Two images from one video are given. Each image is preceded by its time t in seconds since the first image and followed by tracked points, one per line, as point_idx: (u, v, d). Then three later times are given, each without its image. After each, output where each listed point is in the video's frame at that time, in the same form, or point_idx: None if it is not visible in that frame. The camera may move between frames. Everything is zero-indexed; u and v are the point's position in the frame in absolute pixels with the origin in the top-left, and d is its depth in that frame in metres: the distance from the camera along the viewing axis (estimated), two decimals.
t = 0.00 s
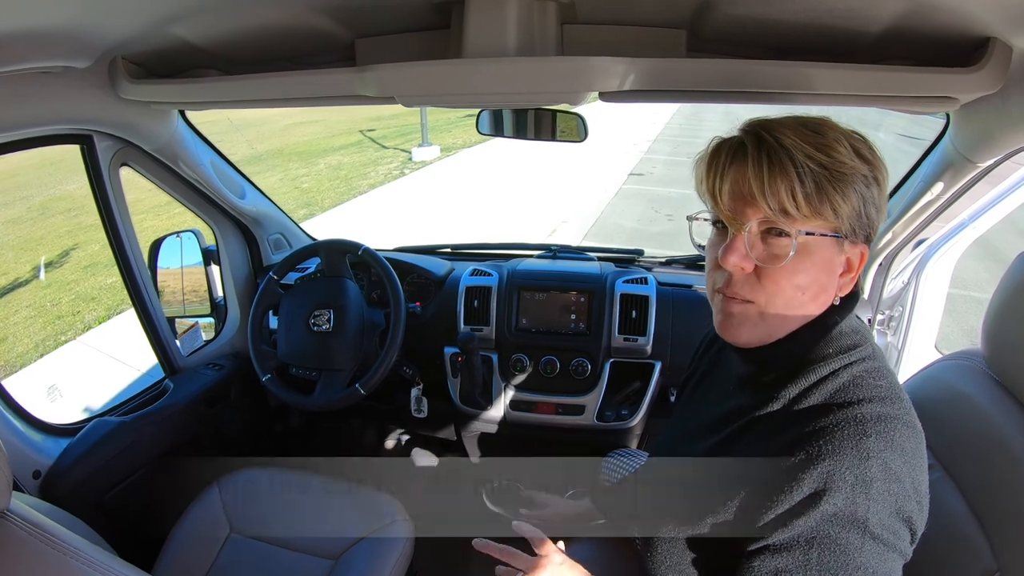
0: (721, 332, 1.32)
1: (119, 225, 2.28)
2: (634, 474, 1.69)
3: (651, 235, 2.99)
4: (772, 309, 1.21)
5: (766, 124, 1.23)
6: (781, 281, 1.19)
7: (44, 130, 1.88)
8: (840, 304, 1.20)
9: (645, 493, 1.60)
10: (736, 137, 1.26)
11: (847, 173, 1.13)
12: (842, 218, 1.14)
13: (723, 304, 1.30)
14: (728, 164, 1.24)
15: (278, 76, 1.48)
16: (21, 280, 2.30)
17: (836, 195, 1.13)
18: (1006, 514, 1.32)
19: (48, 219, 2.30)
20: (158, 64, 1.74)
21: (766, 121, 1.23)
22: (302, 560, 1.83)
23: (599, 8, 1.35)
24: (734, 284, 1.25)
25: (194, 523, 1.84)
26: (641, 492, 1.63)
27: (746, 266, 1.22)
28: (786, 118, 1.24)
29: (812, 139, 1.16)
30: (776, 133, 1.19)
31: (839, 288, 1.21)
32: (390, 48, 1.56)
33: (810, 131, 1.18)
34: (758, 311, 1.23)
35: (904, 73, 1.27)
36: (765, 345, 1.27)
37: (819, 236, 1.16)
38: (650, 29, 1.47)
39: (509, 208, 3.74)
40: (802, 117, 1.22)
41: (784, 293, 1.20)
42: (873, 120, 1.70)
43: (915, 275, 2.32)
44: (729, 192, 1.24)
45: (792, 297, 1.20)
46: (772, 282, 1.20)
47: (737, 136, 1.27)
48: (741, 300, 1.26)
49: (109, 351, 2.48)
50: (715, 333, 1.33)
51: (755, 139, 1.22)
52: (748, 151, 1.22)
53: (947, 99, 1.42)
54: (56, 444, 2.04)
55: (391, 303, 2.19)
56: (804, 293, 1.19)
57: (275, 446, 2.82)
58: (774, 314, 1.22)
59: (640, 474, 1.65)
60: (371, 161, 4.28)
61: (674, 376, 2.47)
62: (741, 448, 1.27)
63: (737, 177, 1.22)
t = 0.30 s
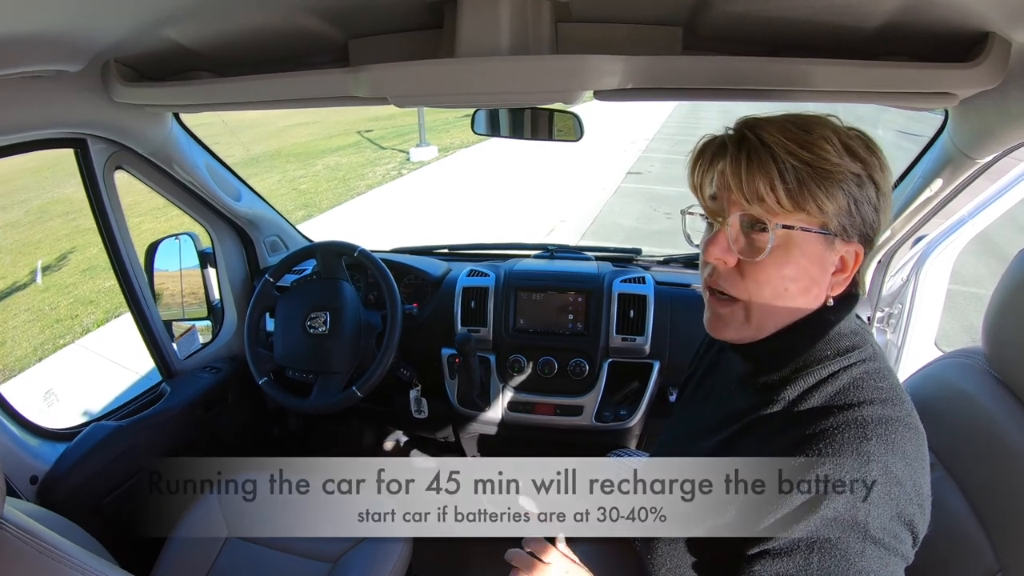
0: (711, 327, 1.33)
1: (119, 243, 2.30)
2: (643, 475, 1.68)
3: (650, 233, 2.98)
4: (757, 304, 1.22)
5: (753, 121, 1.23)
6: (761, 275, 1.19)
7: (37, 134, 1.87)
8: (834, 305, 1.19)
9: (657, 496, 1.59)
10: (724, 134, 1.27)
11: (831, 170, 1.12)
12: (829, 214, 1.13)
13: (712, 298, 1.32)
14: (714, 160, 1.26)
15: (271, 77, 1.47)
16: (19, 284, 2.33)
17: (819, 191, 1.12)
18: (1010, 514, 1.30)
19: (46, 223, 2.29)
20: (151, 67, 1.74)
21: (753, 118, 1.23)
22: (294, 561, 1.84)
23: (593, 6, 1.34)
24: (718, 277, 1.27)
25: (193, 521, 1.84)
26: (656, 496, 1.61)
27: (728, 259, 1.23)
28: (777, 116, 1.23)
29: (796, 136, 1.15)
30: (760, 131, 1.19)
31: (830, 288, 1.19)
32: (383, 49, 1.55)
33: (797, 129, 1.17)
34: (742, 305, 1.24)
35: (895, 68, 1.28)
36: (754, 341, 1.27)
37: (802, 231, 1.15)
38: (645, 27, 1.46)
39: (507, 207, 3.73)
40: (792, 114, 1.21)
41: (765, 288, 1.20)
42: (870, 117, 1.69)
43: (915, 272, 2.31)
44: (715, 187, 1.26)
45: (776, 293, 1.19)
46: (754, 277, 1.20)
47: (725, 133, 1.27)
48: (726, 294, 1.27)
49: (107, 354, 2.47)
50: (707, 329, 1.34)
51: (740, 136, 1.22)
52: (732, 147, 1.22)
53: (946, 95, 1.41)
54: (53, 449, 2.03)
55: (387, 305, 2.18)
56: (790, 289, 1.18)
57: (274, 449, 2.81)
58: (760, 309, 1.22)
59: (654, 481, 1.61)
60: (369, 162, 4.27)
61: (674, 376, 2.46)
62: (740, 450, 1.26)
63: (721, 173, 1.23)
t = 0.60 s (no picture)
0: (732, 325, 1.31)
1: (123, 241, 2.30)
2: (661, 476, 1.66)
3: (652, 233, 2.98)
4: (785, 300, 1.21)
5: (775, 118, 1.22)
6: (793, 273, 1.18)
7: (42, 136, 1.87)
8: (848, 300, 1.20)
9: (661, 496, 1.62)
10: (745, 131, 1.26)
11: (854, 168, 1.13)
12: (852, 211, 1.14)
13: (734, 297, 1.30)
14: (737, 157, 1.25)
15: (278, 78, 1.47)
16: (21, 286, 2.26)
17: (846, 189, 1.13)
18: (1017, 511, 1.31)
19: (48, 224, 2.25)
20: (156, 68, 1.73)
21: (774, 116, 1.23)
22: (301, 561, 1.84)
23: (601, 7, 1.34)
24: (745, 275, 1.25)
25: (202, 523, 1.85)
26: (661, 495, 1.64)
27: (758, 256, 1.21)
28: (796, 114, 1.23)
29: (820, 133, 1.16)
30: (785, 128, 1.19)
31: (847, 283, 1.20)
32: (390, 49, 1.55)
33: (819, 127, 1.18)
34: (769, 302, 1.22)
35: (906, 68, 1.29)
36: (775, 339, 1.26)
37: (829, 227, 1.15)
38: (652, 27, 1.46)
39: (509, 208, 3.73)
40: (811, 113, 1.22)
41: (794, 284, 1.19)
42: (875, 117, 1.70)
43: (919, 271, 2.32)
44: (738, 184, 1.24)
45: (803, 289, 1.18)
46: (783, 274, 1.19)
47: (747, 130, 1.26)
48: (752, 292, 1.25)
49: (109, 356, 2.46)
50: (727, 327, 1.32)
51: (765, 133, 1.21)
52: (757, 144, 1.22)
53: (952, 95, 1.43)
54: (58, 451, 2.03)
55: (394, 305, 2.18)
56: (816, 285, 1.18)
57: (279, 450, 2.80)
58: (787, 306, 1.21)
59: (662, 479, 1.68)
60: (369, 163, 4.27)
61: (679, 376, 2.46)
62: (742, 450, 1.29)
63: (747, 170, 1.22)
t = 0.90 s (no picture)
0: (751, 324, 1.29)
1: (132, 238, 2.31)
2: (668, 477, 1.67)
3: (659, 233, 2.98)
4: (807, 299, 1.19)
5: (798, 118, 1.23)
6: (816, 273, 1.17)
7: (52, 133, 1.87)
8: (865, 298, 1.19)
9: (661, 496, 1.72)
10: (769, 130, 1.26)
11: (876, 168, 1.14)
12: (874, 212, 1.15)
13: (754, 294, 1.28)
14: (762, 156, 1.24)
15: (292, 76, 1.47)
16: (26, 284, 2.15)
17: (868, 189, 1.14)
18: None
19: (54, 223, 2.19)
20: (167, 65, 1.73)
21: (798, 116, 1.23)
22: (314, 561, 1.84)
23: (616, 6, 1.34)
24: (767, 273, 1.22)
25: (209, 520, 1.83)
26: (661, 495, 1.73)
27: (781, 255, 1.20)
28: (818, 115, 1.24)
29: (844, 134, 1.16)
30: (810, 128, 1.19)
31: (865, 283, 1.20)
32: (402, 48, 1.54)
33: (842, 128, 1.19)
34: (791, 301, 1.21)
35: (921, 70, 1.30)
36: (795, 336, 1.24)
37: (851, 227, 1.15)
38: (666, 26, 1.46)
39: (515, 207, 3.73)
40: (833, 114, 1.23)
41: (816, 284, 1.18)
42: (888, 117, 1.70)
43: (928, 271, 2.32)
44: (761, 183, 1.23)
45: (824, 288, 1.18)
46: (807, 273, 1.18)
47: (770, 130, 1.26)
48: (774, 290, 1.23)
49: (117, 355, 2.43)
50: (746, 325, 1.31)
51: (790, 133, 1.21)
52: (782, 143, 1.22)
53: (963, 96, 1.43)
54: (66, 450, 2.03)
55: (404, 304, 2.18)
56: (837, 285, 1.17)
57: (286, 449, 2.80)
58: (808, 305, 1.20)
59: (661, 479, 1.77)
60: (375, 163, 4.31)
61: (688, 376, 2.46)
62: (741, 451, 1.33)
63: (772, 169, 1.21)
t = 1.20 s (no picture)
0: (762, 322, 1.28)
1: (136, 234, 2.29)
2: (668, 477, 1.75)
3: (664, 232, 2.97)
4: (818, 297, 1.19)
5: (810, 116, 1.23)
6: (827, 271, 1.17)
7: (58, 131, 1.88)
8: (876, 297, 1.19)
9: (661, 496, 1.77)
10: (781, 128, 1.26)
11: (888, 167, 1.15)
12: (886, 210, 1.15)
13: (764, 292, 1.27)
14: (775, 153, 1.24)
15: (297, 73, 1.47)
16: (33, 281, 2.27)
17: (881, 187, 1.14)
18: None
19: (61, 220, 2.26)
20: (173, 63, 1.74)
21: (812, 114, 1.23)
22: (320, 560, 1.84)
23: (621, 3, 1.34)
24: (779, 271, 1.22)
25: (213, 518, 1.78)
26: (661, 495, 1.77)
27: (793, 252, 1.19)
28: (830, 113, 1.24)
29: (857, 132, 1.17)
30: (822, 125, 1.19)
31: (876, 281, 1.19)
32: (407, 46, 1.54)
33: (853, 125, 1.19)
34: (802, 299, 1.20)
35: (928, 68, 1.30)
36: (805, 333, 1.23)
37: (863, 226, 1.15)
38: (671, 24, 1.46)
39: (519, 206, 3.73)
40: (845, 112, 1.23)
41: (827, 281, 1.17)
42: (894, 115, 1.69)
43: (933, 271, 2.32)
44: (774, 180, 1.23)
45: (835, 286, 1.17)
46: (818, 271, 1.17)
47: (782, 128, 1.26)
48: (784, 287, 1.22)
49: (121, 352, 2.48)
50: (757, 324, 1.30)
51: (802, 130, 1.21)
52: (795, 141, 1.21)
53: (968, 96, 1.45)
54: (70, 446, 2.03)
55: (409, 301, 2.18)
56: (847, 283, 1.17)
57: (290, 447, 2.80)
58: (819, 303, 1.19)
59: (661, 479, 1.81)
60: (381, 161, 4.41)
61: (693, 375, 2.46)
62: (741, 451, 1.36)
63: (784, 167, 1.21)
